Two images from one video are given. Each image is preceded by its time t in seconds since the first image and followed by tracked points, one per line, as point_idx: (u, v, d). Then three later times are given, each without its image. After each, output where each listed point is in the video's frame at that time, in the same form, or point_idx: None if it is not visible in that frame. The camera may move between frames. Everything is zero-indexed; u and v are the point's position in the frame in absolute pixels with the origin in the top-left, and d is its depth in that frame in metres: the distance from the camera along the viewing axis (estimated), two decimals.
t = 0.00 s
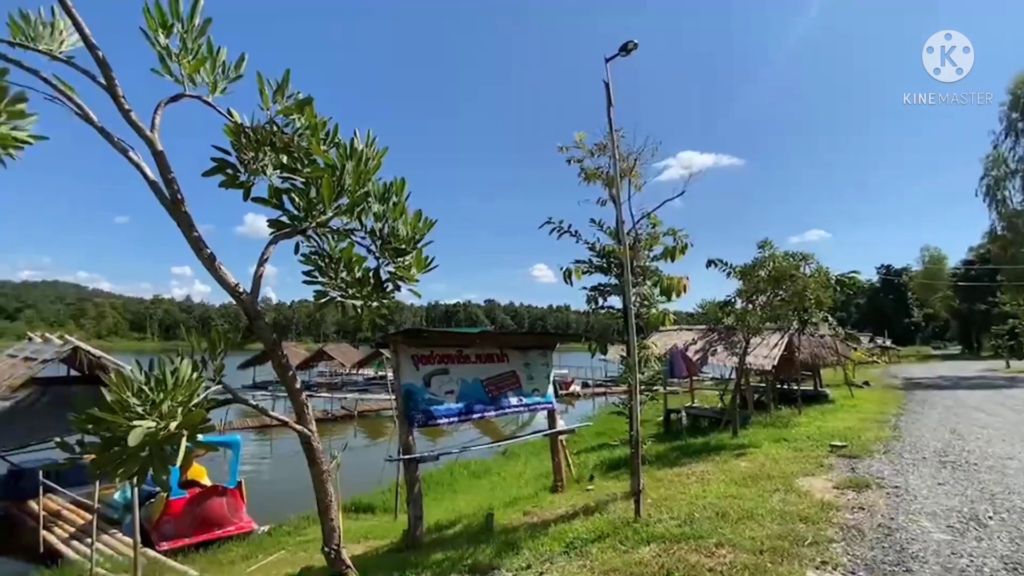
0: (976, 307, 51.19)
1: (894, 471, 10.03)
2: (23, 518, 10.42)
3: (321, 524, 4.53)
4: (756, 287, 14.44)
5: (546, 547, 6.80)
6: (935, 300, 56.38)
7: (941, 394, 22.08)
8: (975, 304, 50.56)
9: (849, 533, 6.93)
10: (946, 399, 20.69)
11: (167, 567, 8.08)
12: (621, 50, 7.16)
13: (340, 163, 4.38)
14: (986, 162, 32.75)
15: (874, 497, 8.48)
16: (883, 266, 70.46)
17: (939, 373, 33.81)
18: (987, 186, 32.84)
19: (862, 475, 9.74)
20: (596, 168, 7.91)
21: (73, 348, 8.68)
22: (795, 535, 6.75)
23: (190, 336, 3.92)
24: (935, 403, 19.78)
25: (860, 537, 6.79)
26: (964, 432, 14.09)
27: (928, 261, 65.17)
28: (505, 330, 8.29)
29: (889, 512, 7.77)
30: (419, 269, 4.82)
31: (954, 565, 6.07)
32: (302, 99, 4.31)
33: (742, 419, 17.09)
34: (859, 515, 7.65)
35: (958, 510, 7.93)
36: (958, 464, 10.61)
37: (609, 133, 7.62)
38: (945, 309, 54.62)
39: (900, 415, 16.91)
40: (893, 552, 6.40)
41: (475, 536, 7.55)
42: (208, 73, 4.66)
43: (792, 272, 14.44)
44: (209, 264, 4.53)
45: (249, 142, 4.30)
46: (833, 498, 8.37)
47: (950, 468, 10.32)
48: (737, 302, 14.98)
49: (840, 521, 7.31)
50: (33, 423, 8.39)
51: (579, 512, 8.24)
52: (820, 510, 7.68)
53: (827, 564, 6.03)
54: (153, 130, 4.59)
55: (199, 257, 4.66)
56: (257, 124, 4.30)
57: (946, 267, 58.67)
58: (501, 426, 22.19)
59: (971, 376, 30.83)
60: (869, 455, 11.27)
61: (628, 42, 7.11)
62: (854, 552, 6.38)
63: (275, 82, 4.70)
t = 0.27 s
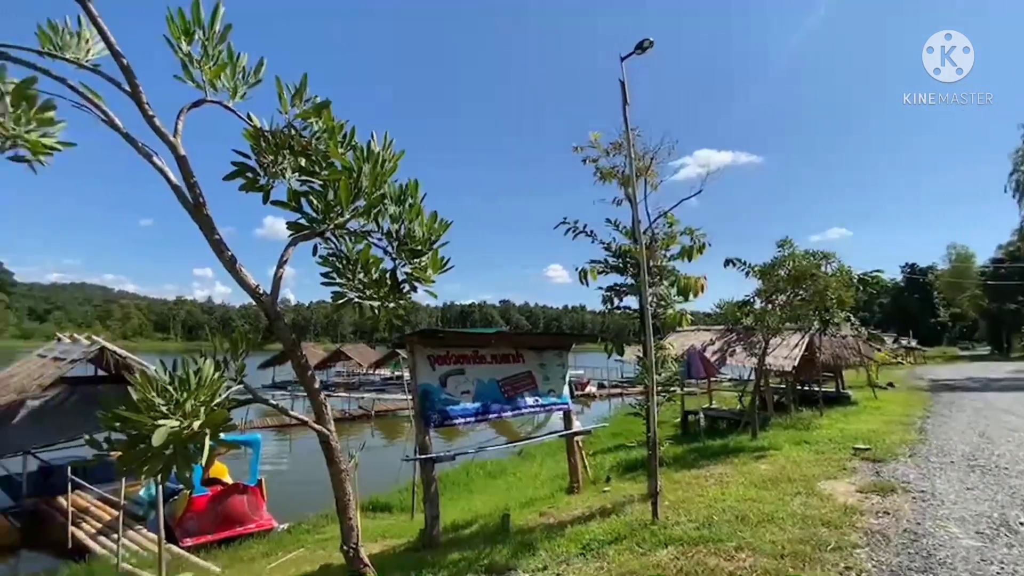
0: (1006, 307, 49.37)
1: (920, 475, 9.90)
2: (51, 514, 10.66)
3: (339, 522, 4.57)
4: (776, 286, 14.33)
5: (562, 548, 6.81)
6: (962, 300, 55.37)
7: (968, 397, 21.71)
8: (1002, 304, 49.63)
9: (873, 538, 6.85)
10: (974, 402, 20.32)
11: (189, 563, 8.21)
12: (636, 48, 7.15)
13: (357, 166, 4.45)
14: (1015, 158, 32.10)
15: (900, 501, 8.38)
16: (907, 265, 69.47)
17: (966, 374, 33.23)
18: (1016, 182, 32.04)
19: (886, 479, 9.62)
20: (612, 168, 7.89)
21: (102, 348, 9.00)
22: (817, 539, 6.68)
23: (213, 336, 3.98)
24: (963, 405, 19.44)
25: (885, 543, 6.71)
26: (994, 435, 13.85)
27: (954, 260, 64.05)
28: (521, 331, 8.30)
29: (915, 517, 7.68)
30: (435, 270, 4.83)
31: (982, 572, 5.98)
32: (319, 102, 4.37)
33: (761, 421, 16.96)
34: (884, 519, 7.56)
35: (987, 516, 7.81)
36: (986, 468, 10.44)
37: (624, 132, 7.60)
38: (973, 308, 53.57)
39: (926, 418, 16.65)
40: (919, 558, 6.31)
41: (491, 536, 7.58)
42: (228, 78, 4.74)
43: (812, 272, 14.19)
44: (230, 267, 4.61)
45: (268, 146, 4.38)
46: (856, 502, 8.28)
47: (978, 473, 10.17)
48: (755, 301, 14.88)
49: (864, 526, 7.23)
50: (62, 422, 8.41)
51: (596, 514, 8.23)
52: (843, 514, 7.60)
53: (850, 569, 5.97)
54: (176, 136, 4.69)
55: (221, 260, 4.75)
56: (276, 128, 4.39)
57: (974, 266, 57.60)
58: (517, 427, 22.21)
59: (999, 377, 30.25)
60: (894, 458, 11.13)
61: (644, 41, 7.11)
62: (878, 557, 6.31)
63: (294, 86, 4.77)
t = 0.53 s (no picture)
0: None
1: (948, 480, 9.74)
2: (79, 509, 10.90)
3: (358, 521, 4.62)
4: (796, 286, 14.20)
5: (579, 550, 6.80)
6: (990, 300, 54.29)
7: (997, 400, 21.27)
8: None
9: (899, 544, 6.75)
10: (1003, 405, 19.91)
11: (211, 560, 8.34)
12: (653, 46, 7.13)
13: (374, 168, 4.49)
14: None
15: (927, 507, 8.25)
16: (932, 265, 68.32)
17: (995, 376, 32.56)
18: None
19: (912, 483, 9.48)
20: (628, 167, 7.88)
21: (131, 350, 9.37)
22: (840, 545, 6.61)
23: (234, 337, 4.06)
24: (992, 408, 19.06)
25: (911, 549, 6.61)
26: None
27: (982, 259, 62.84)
28: (538, 331, 8.31)
29: (943, 523, 7.56)
30: (451, 272, 4.87)
31: None
32: (337, 106, 4.43)
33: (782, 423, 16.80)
34: (910, 525, 7.46)
35: (1018, 522, 7.66)
36: (1016, 474, 10.25)
37: (641, 131, 7.58)
38: (1002, 309, 52.52)
39: (954, 421, 16.37)
40: (946, 565, 6.21)
41: (508, 537, 7.59)
42: (248, 84, 4.82)
43: (834, 271, 13.93)
44: (251, 269, 4.68)
45: (288, 150, 4.47)
46: (882, 507, 8.17)
47: (1008, 478, 9.99)
48: (775, 301, 14.74)
49: (889, 531, 7.13)
50: (90, 421, 8.58)
51: (613, 516, 8.21)
52: (868, 519, 7.50)
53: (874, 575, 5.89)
54: (197, 141, 4.79)
55: (242, 262, 4.84)
56: (295, 132, 4.46)
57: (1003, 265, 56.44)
58: (536, 427, 22.17)
59: None
60: (921, 462, 10.96)
61: (660, 38, 7.08)
62: (903, 563, 6.22)
63: (312, 91, 4.85)
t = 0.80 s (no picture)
0: None
1: (978, 486, 9.58)
2: (106, 505, 11.13)
3: (376, 520, 4.65)
4: (818, 286, 14.05)
5: (597, 552, 6.80)
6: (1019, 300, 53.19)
7: None
8: None
9: (926, 550, 6.65)
10: None
11: (233, 557, 8.47)
12: (670, 44, 7.11)
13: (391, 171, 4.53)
14: None
15: (955, 513, 8.12)
16: (958, 265, 67.13)
17: None
18: None
19: (940, 488, 9.33)
20: (645, 166, 7.86)
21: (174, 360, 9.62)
22: (865, 550, 6.52)
23: (255, 337, 4.12)
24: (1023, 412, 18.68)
25: (939, 555, 6.51)
26: None
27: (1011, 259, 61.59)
28: (554, 332, 8.31)
29: (972, 529, 7.43)
30: (468, 273, 4.91)
31: None
32: (355, 110, 4.48)
33: (803, 425, 16.63)
34: (938, 531, 7.34)
35: None
36: None
37: (658, 129, 7.55)
38: None
39: (983, 425, 16.07)
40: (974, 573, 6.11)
41: (525, 538, 7.61)
42: (269, 90, 4.88)
43: (857, 271, 13.85)
44: (271, 271, 4.74)
45: (307, 154, 4.52)
46: (908, 512, 8.05)
47: None
48: (796, 301, 14.61)
49: (916, 537, 7.03)
50: (116, 420, 8.95)
51: (631, 518, 8.19)
52: (894, 525, 7.39)
53: None
54: (220, 146, 4.88)
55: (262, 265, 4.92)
56: (314, 136, 4.52)
57: None
58: (553, 428, 22.14)
59: None
60: (949, 467, 10.78)
61: (677, 36, 7.06)
62: (930, 570, 6.13)
63: (331, 95, 4.92)
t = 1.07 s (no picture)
0: None
1: (1009, 492, 9.40)
2: (132, 501, 11.32)
3: (395, 519, 4.68)
4: (840, 285, 13.87)
5: (615, 554, 6.78)
6: None
7: None
8: None
9: (956, 557, 6.54)
10: None
11: (254, 554, 8.58)
12: (687, 42, 7.09)
13: (409, 173, 4.56)
14: None
15: (985, 518, 7.99)
16: (985, 265, 65.91)
17: None
18: None
19: (970, 494, 9.17)
20: (662, 165, 7.83)
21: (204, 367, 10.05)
22: (892, 556, 6.43)
23: (277, 338, 4.18)
24: None
25: (969, 562, 6.40)
26: None
27: None
28: (571, 332, 8.30)
29: (1003, 536, 7.30)
30: (485, 274, 4.93)
31: None
32: (373, 114, 4.55)
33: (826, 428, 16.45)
34: (968, 538, 7.21)
35: None
36: None
37: (675, 128, 7.51)
38: None
39: (1013, 429, 15.77)
40: None
41: (542, 539, 7.61)
42: (289, 94, 4.94)
43: (882, 270, 13.71)
44: (292, 274, 4.79)
45: (326, 157, 4.60)
46: (937, 518, 7.92)
47: None
48: (817, 301, 14.47)
49: (945, 544, 6.92)
50: (143, 419, 9.94)
51: (649, 520, 8.16)
52: (922, 531, 7.28)
53: None
54: (242, 150, 4.91)
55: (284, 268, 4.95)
56: (333, 139, 4.58)
57: None
58: (569, 429, 22.13)
59: None
60: (979, 472, 10.59)
61: (694, 33, 7.04)
62: None
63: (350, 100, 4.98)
